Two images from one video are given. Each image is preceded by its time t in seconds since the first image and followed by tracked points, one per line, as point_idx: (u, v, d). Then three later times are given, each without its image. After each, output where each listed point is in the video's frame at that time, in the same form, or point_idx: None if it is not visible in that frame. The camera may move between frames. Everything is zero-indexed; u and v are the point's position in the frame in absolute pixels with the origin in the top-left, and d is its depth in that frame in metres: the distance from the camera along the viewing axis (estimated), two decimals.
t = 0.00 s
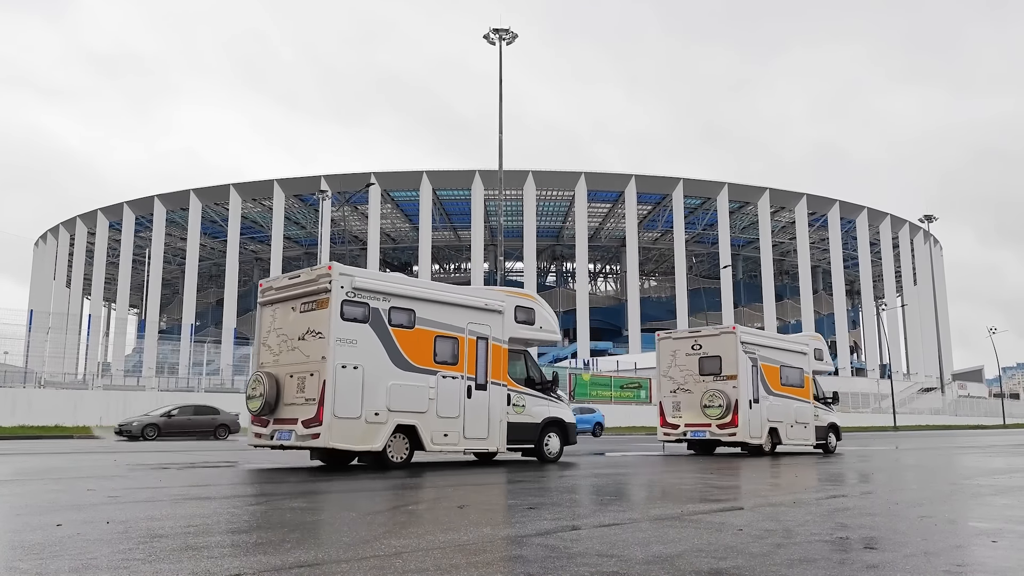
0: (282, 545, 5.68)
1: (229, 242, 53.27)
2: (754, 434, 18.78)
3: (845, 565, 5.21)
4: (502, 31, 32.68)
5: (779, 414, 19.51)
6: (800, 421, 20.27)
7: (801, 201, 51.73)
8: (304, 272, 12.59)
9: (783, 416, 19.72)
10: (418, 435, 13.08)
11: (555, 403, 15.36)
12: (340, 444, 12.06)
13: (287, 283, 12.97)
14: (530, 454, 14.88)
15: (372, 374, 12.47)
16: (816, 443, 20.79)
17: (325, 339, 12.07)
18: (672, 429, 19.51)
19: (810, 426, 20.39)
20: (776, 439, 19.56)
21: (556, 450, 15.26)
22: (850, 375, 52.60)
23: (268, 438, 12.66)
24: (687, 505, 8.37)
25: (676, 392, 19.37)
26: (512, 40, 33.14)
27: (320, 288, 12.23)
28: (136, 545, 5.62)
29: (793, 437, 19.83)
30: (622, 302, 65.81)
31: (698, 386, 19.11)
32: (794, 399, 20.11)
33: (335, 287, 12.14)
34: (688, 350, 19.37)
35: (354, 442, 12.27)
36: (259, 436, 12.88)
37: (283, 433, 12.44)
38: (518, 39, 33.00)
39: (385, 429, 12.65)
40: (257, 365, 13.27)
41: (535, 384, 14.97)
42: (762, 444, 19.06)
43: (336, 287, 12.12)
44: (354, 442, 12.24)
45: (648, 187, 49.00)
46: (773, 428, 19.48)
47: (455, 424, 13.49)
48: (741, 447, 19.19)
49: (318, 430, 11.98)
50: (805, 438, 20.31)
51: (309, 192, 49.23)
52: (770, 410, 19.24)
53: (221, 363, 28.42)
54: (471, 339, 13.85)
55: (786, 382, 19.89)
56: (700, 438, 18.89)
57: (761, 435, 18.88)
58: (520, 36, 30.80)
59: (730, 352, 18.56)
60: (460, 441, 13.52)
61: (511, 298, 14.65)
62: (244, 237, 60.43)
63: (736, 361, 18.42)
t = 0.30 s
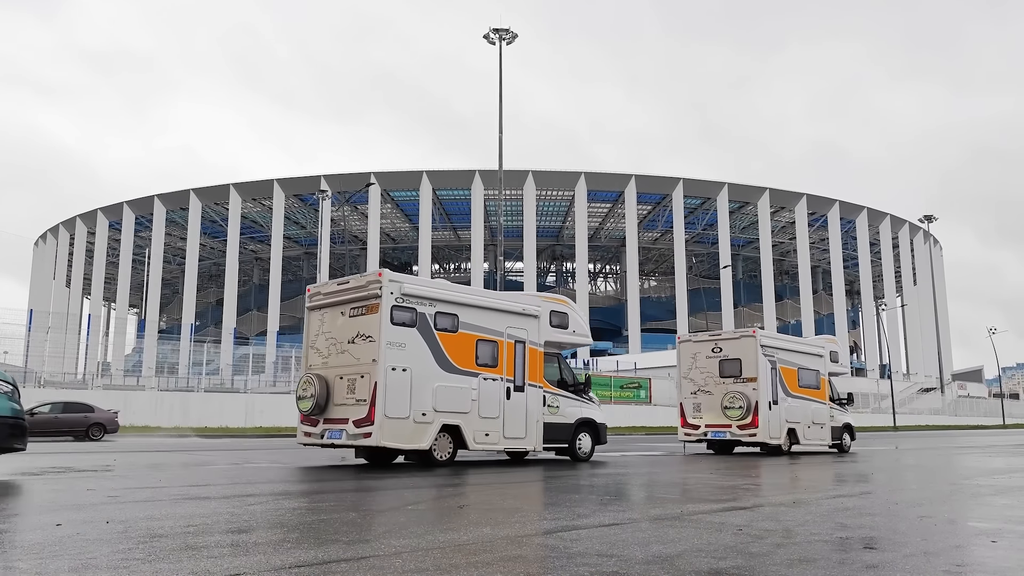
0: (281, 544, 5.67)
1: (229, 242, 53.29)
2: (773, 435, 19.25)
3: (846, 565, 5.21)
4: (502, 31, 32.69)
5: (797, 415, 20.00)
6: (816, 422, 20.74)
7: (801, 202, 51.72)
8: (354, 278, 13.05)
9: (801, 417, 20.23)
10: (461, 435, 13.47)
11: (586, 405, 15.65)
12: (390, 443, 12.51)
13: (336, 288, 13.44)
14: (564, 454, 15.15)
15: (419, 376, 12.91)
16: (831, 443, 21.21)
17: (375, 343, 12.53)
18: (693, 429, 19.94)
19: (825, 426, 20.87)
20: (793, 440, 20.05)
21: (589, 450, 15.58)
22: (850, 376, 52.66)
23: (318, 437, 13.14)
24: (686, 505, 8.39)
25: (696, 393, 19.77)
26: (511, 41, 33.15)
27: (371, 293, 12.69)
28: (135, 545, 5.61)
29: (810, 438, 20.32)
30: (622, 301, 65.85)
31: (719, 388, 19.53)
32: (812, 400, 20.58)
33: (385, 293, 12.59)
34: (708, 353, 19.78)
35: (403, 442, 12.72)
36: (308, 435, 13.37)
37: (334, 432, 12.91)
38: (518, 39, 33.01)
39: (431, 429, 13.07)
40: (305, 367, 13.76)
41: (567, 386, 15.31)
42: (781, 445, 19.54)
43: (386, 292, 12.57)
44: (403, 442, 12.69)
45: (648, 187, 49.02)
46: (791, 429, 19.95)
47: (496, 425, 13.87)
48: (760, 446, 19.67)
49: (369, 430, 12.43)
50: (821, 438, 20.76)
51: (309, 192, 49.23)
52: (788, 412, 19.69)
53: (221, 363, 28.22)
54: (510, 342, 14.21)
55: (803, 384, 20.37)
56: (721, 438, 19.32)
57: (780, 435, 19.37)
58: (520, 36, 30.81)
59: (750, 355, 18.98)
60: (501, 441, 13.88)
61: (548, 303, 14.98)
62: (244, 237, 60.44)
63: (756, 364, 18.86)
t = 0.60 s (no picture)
0: (279, 544, 5.67)
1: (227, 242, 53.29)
2: (789, 435, 19.63)
3: (844, 565, 5.22)
4: (501, 32, 32.74)
5: (812, 415, 20.33)
6: (830, 422, 21.04)
7: (799, 202, 51.78)
8: (397, 284, 13.70)
9: (816, 418, 20.56)
10: (500, 434, 14.13)
11: (613, 406, 16.23)
12: (434, 442, 13.20)
13: (379, 295, 14.07)
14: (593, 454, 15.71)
15: (460, 379, 13.57)
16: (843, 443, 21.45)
17: (420, 346, 13.19)
18: (710, 429, 20.30)
19: (839, 426, 21.15)
20: (808, 440, 20.42)
21: (616, 449, 16.19)
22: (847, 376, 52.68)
23: (363, 436, 13.84)
24: (683, 504, 8.40)
25: (714, 394, 20.17)
26: (510, 41, 33.19)
27: (415, 300, 13.33)
28: (133, 545, 5.61)
29: (824, 438, 20.62)
30: (620, 301, 65.90)
31: (736, 389, 19.93)
32: (826, 400, 20.88)
33: (429, 300, 13.24)
34: (725, 355, 20.19)
35: (446, 441, 13.43)
36: (352, 434, 14.04)
37: (379, 431, 13.61)
38: (516, 39, 33.07)
39: (472, 428, 13.75)
40: (348, 368, 14.40)
41: (595, 388, 15.85)
42: (796, 444, 19.90)
43: (430, 298, 13.22)
44: (446, 441, 13.39)
45: (646, 187, 49.07)
46: (806, 429, 20.30)
47: (531, 424, 14.51)
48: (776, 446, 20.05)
49: (414, 429, 13.14)
50: (834, 439, 21.05)
51: (307, 192, 49.20)
52: (803, 412, 20.06)
53: (220, 363, 28.65)
54: (543, 346, 14.84)
55: (818, 385, 20.72)
56: (738, 438, 19.73)
57: (796, 435, 19.78)
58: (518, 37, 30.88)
59: (767, 357, 19.41)
60: (536, 440, 14.53)
61: (578, 308, 15.61)
62: (242, 237, 60.42)
63: (773, 366, 19.28)
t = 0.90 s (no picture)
0: (280, 544, 5.65)
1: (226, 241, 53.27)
2: (806, 433, 19.86)
3: (842, 565, 5.21)
4: (499, 31, 32.71)
5: (828, 415, 20.53)
6: (844, 422, 21.25)
7: (798, 201, 51.80)
8: (438, 289, 13.93)
9: (831, 418, 20.73)
10: (536, 434, 14.40)
11: (641, 406, 16.61)
12: (476, 441, 13.45)
13: (418, 299, 14.29)
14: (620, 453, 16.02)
15: (499, 380, 13.80)
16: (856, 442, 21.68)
17: (462, 349, 13.42)
18: (728, 428, 20.52)
19: (853, 426, 21.32)
20: (824, 439, 20.57)
21: (642, 447, 16.53)
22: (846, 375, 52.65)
23: (404, 435, 14.09)
24: (682, 503, 8.38)
25: (732, 394, 20.34)
26: (509, 40, 33.16)
27: (457, 303, 13.57)
28: (129, 544, 5.58)
29: (839, 437, 20.84)
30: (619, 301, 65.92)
31: (753, 390, 20.12)
32: (840, 400, 21.05)
33: (470, 304, 13.48)
34: (743, 356, 20.37)
35: (487, 440, 13.69)
36: (393, 434, 14.28)
37: (421, 431, 13.87)
38: (516, 38, 33.05)
39: (510, 427, 14.01)
40: (388, 370, 14.63)
41: (624, 388, 16.22)
42: (813, 443, 20.10)
43: (471, 303, 13.47)
44: (487, 440, 13.66)
45: (645, 187, 49.07)
46: (822, 428, 20.46)
47: (565, 424, 14.80)
48: (793, 445, 20.30)
49: (457, 429, 13.40)
50: (848, 438, 21.28)
51: (306, 191, 49.15)
52: (819, 412, 20.21)
53: (219, 362, 28.57)
54: (576, 348, 15.11)
55: (833, 386, 20.87)
56: (756, 438, 19.95)
57: (813, 434, 19.98)
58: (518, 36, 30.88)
59: (784, 359, 19.61)
60: (570, 438, 14.84)
61: (608, 311, 15.87)
62: (241, 236, 60.38)
63: (790, 367, 19.48)
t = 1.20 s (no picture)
0: (280, 544, 5.64)
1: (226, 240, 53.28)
2: (823, 433, 20.13)
3: (843, 564, 5.21)
4: (500, 29, 32.71)
5: (844, 415, 20.79)
6: (859, 421, 21.50)
7: (799, 201, 51.77)
8: (478, 293, 14.29)
9: (847, 418, 20.99)
10: (572, 433, 14.76)
11: (667, 406, 16.99)
12: (517, 440, 13.83)
13: (459, 302, 14.66)
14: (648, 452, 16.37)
15: (538, 381, 14.16)
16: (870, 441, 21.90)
17: (503, 351, 13.79)
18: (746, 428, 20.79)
19: (868, 425, 21.61)
20: (839, 439, 20.84)
21: (670, 446, 16.88)
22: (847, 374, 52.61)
23: (445, 434, 14.48)
24: (683, 503, 8.37)
25: (750, 394, 20.67)
26: (510, 39, 33.16)
27: (497, 307, 13.92)
28: (127, 544, 5.57)
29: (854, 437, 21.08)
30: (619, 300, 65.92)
31: (772, 390, 20.44)
32: (856, 400, 21.31)
33: (510, 308, 13.83)
34: (761, 358, 20.71)
35: (527, 439, 14.07)
36: (433, 433, 14.66)
37: (462, 430, 14.24)
38: (516, 37, 33.07)
39: (548, 427, 14.37)
40: (428, 371, 15.00)
41: (652, 389, 16.58)
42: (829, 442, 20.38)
43: (512, 307, 13.81)
44: (527, 439, 14.04)
45: (646, 186, 49.06)
46: (837, 428, 20.75)
47: (598, 424, 15.17)
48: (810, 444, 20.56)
49: (499, 428, 13.76)
50: (863, 438, 21.53)
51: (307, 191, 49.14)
52: (835, 412, 20.48)
53: (219, 360, 28.21)
54: (608, 351, 15.45)
55: (849, 387, 21.13)
56: (774, 437, 20.26)
57: (830, 433, 20.27)
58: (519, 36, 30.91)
59: (802, 360, 19.93)
60: (603, 438, 15.21)
61: (640, 314, 16.19)
62: (242, 235, 60.40)
63: (808, 368, 19.79)
